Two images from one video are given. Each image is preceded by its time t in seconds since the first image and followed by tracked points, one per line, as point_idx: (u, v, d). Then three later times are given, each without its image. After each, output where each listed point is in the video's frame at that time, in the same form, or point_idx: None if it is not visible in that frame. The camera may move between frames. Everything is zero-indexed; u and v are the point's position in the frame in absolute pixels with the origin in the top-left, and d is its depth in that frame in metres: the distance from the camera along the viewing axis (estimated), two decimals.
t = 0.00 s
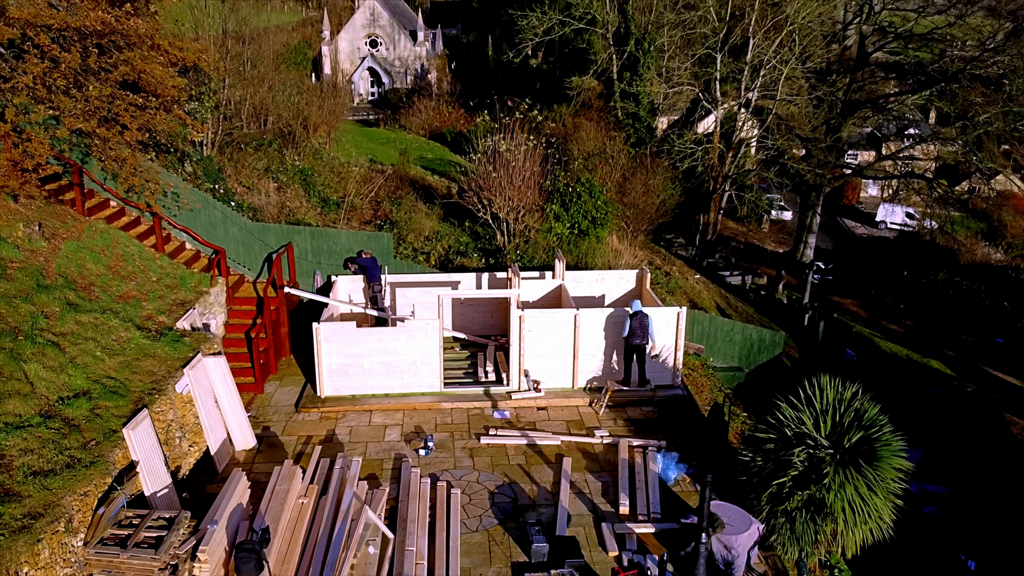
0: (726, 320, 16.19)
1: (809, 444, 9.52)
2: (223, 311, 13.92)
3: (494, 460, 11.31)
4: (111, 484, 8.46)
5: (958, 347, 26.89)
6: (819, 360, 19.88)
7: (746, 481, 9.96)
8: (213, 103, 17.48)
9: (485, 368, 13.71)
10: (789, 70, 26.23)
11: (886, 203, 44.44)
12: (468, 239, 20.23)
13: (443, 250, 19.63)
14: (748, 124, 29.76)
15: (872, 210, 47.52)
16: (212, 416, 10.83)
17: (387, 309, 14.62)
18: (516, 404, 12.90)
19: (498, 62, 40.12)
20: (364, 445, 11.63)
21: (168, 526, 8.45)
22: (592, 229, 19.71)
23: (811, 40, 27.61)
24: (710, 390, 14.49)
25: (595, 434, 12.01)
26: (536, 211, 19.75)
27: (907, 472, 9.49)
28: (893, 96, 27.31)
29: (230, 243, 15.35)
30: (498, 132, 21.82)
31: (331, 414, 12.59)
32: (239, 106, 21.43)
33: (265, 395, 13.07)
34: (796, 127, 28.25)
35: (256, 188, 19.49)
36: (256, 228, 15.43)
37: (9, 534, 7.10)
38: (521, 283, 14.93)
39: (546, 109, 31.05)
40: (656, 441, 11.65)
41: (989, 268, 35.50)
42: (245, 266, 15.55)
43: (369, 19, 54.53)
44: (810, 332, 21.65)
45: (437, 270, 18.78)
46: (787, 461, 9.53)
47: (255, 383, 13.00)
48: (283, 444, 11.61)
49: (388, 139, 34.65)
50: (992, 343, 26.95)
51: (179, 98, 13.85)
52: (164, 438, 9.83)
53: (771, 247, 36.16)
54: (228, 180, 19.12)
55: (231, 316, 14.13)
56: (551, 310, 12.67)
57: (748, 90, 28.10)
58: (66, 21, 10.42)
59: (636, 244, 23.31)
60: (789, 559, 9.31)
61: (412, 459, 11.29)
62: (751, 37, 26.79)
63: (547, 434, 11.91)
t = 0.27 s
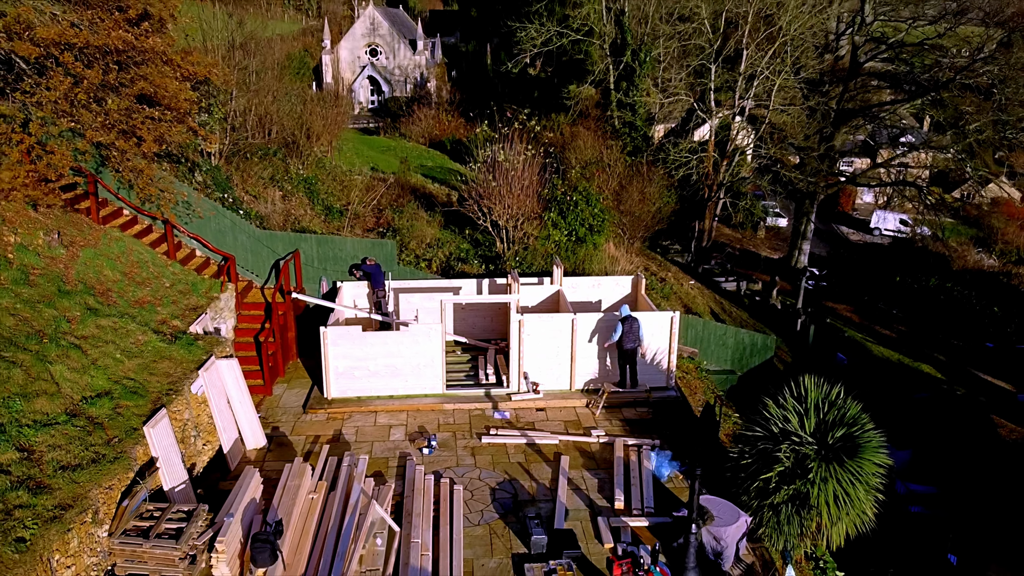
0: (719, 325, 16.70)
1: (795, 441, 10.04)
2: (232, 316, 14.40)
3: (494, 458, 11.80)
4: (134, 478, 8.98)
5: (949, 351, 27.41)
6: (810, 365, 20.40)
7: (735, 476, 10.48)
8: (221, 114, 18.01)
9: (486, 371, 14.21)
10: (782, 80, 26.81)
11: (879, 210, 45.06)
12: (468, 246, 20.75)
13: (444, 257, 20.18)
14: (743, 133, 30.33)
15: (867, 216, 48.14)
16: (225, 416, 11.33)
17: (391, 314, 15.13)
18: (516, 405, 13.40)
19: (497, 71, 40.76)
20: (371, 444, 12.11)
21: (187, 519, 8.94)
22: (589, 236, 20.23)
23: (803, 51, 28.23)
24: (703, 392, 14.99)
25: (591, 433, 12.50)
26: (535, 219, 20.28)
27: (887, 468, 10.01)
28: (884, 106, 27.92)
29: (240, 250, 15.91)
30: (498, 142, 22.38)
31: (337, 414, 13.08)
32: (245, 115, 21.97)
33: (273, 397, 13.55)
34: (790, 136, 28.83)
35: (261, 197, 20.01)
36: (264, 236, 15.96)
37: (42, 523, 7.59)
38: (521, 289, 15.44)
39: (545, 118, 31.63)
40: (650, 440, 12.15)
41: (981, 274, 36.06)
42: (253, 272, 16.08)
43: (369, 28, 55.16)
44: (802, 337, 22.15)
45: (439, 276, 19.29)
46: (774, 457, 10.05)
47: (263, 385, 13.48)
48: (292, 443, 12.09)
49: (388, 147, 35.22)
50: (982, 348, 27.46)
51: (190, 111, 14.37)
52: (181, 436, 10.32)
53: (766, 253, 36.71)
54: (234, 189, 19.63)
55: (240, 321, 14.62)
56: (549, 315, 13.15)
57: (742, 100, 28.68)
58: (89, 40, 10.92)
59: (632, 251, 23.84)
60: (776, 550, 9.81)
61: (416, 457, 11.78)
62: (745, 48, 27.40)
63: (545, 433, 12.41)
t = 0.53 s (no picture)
0: (712, 328, 17.23)
1: (781, 436, 10.55)
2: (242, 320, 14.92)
3: (495, 455, 12.30)
4: (154, 472, 9.48)
5: (940, 354, 27.92)
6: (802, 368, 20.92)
7: (725, 471, 10.98)
8: (229, 125, 18.55)
9: (486, 372, 14.72)
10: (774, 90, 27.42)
11: (873, 216, 45.68)
12: (469, 252, 21.28)
13: (445, 263, 20.71)
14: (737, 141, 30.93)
15: (861, 223, 48.76)
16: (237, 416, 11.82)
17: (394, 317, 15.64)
18: (515, 405, 13.91)
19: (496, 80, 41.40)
20: (376, 443, 12.62)
21: (205, 510, 9.44)
22: (586, 243, 20.77)
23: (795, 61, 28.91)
24: (696, 393, 15.50)
25: (588, 432, 13.02)
26: (533, 226, 20.83)
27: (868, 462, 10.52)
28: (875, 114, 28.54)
29: (248, 256, 16.47)
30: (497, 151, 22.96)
31: (343, 414, 13.58)
32: (251, 125, 22.54)
33: (282, 398, 14.06)
34: (783, 144, 29.45)
35: (267, 205, 20.55)
36: (272, 243, 16.55)
37: (72, 512, 8.09)
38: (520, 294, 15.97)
39: (543, 127, 32.25)
40: (644, 438, 12.66)
41: (973, 279, 36.61)
42: (262, 278, 16.66)
43: (369, 37, 55.82)
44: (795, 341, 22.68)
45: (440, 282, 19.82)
46: (761, 452, 10.57)
47: (272, 386, 13.99)
48: (301, 441, 12.59)
49: (389, 155, 35.81)
50: (972, 351, 27.96)
51: (201, 122, 14.91)
52: (196, 434, 10.82)
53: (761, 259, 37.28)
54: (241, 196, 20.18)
55: (249, 324, 15.14)
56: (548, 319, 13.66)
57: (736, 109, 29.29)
58: (109, 57, 11.55)
59: (628, 257, 24.39)
60: (764, 541, 10.30)
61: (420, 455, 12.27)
62: (738, 59, 28.07)
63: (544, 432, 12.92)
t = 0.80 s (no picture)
0: (706, 332, 17.78)
1: (768, 433, 11.09)
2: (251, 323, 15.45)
3: (496, 453, 12.83)
4: (172, 466, 10.01)
5: (931, 358, 28.43)
6: (793, 371, 21.45)
7: (716, 466, 11.51)
8: (237, 135, 19.12)
9: (487, 374, 15.27)
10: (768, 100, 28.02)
11: (868, 222, 46.29)
12: (470, 258, 21.85)
13: (447, 269, 21.28)
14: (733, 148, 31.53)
15: (856, 229, 49.38)
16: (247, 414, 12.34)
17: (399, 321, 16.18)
18: (515, 405, 14.46)
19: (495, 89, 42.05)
20: (381, 441, 13.15)
21: (221, 503, 9.96)
22: (584, 248, 21.34)
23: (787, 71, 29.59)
24: (690, 394, 16.04)
25: (584, 430, 13.56)
26: (532, 233, 21.40)
27: (852, 457, 11.03)
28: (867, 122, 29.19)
29: (257, 262, 17.04)
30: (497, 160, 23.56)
31: (349, 414, 14.12)
32: (257, 134, 23.14)
33: (290, 399, 14.59)
34: (777, 152, 30.05)
35: (273, 212, 21.13)
36: (279, 249, 17.14)
37: (100, 502, 8.62)
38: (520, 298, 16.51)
39: (541, 135, 32.88)
40: (639, 437, 13.19)
41: (965, 285, 37.16)
42: (269, 283, 17.26)
43: (369, 46, 56.43)
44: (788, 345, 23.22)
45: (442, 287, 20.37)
46: (749, 448, 11.09)
47: (280, 388, 14.53)
48: (310, 439, 13.11)
49: (389, 162, 36.44)
50: (963, 355, 28.47)
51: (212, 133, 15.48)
52: (211, 431, 11.35)
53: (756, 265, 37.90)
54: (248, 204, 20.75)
55: (258, 328, 15.68)
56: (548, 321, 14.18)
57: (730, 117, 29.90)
58: (129, 73, 12.05)
59: (625, 263, 24.96)
60: (752, 532, 10.82)
61: (424, 452, 12.79)
62: (732, 69, 28.75)
63: (542, 431, 13.46)
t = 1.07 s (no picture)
0: (699, 336, 18.35)
1: (755, 432, 11.65)
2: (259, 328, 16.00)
3: (496, 452, 13.38)
4: (190, 463, 10.57)
5: (923, 363, 28.99)
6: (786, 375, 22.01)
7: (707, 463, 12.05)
8: (244, 145, 19.74)
9: (487, 377, 15.84)
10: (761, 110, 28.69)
11: (862, 229, 46.93)
12: (470, 265, 22.44)
13: (448, 275, 21.87)
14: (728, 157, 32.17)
15: (851, 235, 50.05)
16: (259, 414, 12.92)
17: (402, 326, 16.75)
18: (514, 407, 15.02)
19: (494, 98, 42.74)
20: (386, 440, 13.69)
21: (236, 497, 10.51)
22: (581, 255, 21.93)
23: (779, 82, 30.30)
24: (683, 396, 16.60)
25: (581, 430, 14.12)
26: (531, 240, 22.01)
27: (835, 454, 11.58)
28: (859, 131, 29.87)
29: (265, 269, 17.66)
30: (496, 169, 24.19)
31: (355, 415, 14.67)
32: (263, 144, 23.80)
33: (298, 401, 15.14)
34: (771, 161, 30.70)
35: (279, 220, 21.74)
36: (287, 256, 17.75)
37: (125, 495, 9.19)
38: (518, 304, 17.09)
39: (539, 144, 33.55)
40: (633, 437, 13.75)
41: (958, 291, 37.75)
42: (277, 288, 17.88)
43: (370, 56, 57.08)
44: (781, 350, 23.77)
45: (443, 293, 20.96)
46: (737, 445, 11.64)
47: (288, 391, 15.06)
48: (318, 439, 13.67)
49: (390, 170, 37.10)
50: (953, 359, 29.03)
51: (223, 145, 16.10)
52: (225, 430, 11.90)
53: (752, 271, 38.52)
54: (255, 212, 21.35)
55: (266, 333, 16.26)
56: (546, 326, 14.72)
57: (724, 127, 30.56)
58: (147, 90, 12.64)
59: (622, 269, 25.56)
60: (740, 526, 11.37)
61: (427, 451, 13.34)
62: (725, 79, 29.45)
63: (540, 431, 14.02)
